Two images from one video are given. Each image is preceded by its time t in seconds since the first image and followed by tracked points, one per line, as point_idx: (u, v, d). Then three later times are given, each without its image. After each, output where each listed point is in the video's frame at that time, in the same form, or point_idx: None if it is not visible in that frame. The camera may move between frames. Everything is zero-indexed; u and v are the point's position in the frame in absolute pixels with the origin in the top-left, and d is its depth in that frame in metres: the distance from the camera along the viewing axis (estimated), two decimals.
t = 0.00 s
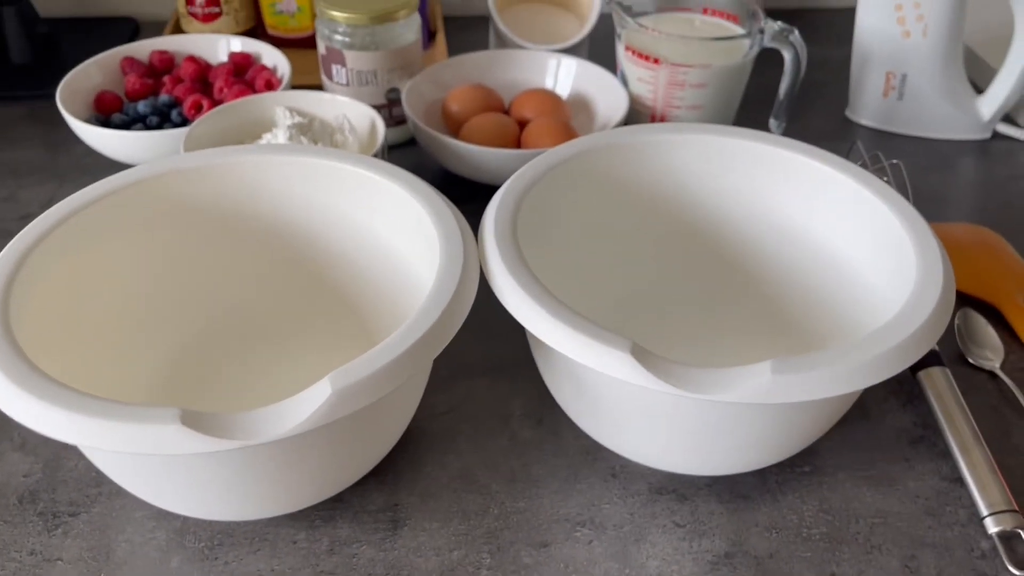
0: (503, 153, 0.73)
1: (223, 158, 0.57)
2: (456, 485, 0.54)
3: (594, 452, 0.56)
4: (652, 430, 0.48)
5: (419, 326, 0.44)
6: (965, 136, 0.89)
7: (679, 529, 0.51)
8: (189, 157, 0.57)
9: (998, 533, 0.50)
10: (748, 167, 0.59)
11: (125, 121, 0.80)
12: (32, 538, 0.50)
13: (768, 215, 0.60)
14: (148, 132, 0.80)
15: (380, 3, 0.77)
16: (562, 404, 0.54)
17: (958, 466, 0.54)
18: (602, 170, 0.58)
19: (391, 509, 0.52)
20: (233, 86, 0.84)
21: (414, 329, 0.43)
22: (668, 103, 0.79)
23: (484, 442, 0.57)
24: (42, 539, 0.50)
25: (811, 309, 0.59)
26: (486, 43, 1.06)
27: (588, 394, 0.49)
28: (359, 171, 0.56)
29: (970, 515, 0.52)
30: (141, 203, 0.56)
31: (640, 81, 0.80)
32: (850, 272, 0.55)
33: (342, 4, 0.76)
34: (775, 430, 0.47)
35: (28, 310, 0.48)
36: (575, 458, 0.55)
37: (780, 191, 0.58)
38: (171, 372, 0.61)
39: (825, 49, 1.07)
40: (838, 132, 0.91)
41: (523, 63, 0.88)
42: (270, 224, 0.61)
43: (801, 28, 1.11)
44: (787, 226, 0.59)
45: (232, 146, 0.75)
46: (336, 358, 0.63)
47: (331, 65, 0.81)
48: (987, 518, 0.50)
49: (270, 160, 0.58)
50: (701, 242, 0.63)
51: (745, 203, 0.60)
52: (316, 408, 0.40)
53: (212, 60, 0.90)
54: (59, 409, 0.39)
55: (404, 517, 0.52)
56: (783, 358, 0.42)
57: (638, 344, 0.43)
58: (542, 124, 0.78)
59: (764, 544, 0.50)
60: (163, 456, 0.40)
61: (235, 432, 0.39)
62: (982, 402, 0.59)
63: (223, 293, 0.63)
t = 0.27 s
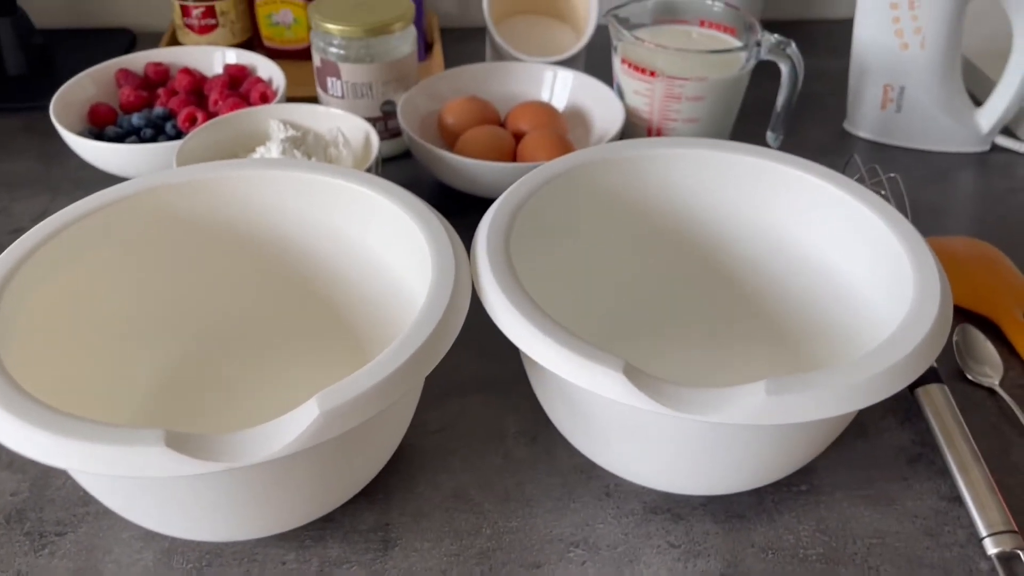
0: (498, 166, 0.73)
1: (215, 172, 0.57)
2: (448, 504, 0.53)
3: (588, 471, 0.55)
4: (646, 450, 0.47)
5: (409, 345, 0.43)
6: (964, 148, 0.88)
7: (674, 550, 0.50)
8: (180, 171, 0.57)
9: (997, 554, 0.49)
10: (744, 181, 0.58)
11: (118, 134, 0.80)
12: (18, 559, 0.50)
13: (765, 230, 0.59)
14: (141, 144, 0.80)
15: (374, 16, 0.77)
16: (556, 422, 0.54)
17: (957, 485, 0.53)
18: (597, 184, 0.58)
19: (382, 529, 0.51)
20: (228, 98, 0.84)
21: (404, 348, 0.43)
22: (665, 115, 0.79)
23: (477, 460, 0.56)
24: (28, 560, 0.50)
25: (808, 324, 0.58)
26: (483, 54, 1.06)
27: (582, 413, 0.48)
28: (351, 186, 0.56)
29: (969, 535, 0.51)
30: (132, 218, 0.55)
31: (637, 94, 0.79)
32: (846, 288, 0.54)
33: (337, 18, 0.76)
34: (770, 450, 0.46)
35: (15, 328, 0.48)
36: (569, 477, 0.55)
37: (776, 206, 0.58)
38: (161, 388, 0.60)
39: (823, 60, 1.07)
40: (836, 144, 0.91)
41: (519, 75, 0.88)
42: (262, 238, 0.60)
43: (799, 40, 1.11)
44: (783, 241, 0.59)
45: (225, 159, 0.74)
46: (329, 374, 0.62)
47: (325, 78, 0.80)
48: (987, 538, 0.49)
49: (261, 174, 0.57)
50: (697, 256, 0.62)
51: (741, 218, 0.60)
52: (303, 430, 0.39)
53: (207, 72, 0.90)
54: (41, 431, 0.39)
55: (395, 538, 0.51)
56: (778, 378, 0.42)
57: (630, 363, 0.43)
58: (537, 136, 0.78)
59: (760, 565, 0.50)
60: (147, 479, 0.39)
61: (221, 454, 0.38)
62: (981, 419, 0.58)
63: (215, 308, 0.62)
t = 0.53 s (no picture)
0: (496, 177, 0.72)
1: (209, 185, 0.56)
2: (443, 521, 0.52)
3: (585, 488, 0.54)
4: (645, 470, 0.46)
5: (402, 364, 0.42)
6: (965, 158, 0.88)
7: (673, 569, 0.50)
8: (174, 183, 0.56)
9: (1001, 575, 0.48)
10: (743, 194, 0.57)
11: (114, 143, 0.79)
12: None
13: (765, 243, 0.58)
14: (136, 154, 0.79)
15: (372, 25, 0.76)
16: (553, 439, 0.53)
17: (960, 502, 0.53)
18: (595, 197, 0.57)
19: (376, 547, 0.51)
20: (224, 107, 0.83)
21: (397, 367, 0.42)
22: (664, 125, 0.78)
23: (473, 477, 0.55)
24: None
25: (809, 338, 0.57)
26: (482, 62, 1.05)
27: (579, 429, 0.47)
28: (346, 198, 0.55)
29: (972, 554, 0.50)
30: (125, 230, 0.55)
31: (636, 103, 0.79)
32: (848, 302, 0.54)
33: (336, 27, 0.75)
34: (770, 469, 0.45)
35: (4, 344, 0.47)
36: (566, 494, 0.54)
37: (777, 219, 0.57)
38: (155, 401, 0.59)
39: (824, 68, 1.06)
40: (836, 154, 0.90)
41: (517, 84, 0.87)
42: (256, 250, 0.59)
43: (799, 48, 1.10)
44: (784, 254, 0.58)
45: (221, 170, 0.74)
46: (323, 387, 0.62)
47: (322, 87, 0.80)
48: (990, 558, 0.49)
49: (255, 187, 0.57)
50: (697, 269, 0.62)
51: (741, 231, 0.59)
52: (294, 451, 0.39)
53: (203, 81, 0.90)
54: (28, 452, 0.38)
55: (389, 556, 0.50)
56: (779, 398, 0.41)
57: (627, 382, 0.42)
58: (536, 147, 0.77)
59: None
60: (135, 501, 0.39)
61: (210, 476, 0.38)
62: (983, 435, 0.58)
63: (208, 320, 0.61)
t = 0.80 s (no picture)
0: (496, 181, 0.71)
1: (204, 190, 0.56)
2: (441, 534, 0.51)
3: (586, 499, 0.53)
4: (647, 482, 0.45)
5: (399, 375, 0.41)
6: (971, 162, 0.87)
7: None
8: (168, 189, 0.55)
9: None
10: (747, 200, 0.56)
11: (109, 147, 0.79)
12: None
13: (769, 250, 0.57)
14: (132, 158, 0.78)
15: (372, 26, 0.75)
16: (553, 450, 0.52)
17: (969, 515, 0.52)
18: (595, 203, 0.56)
19: (373, 560, 0.49)
20: (221, 111, 0.82)
21: (393, 378, 0.41)
22: (666, 129, 0.77)
23: (471, 488, 0.54)
24: None
25: (814, 346, 0.56)
26: (482, 64, 1.04)
27: (580, 440, 0.46)
28: (342, 204, 0.54)
29: (981, 568, 0.49)
30: (118, 236, 0.54)
31: (637, 107, 0.78)
32: (854, 310, 0.53)
33: (336, 28, 0.74)
34: (776, 483, 0.44)
35: None
36: (566, 506, 0.53)
37: (781, 225, 0.56)
38: (149, 409, 0.58)
39: (827, 71, 1.05)
40: (840, 158, 0.89)
41: (518, 87, 0.87)
42: (252, 256, 0.59)
43: (802, 50, 1.09)
44: (788, 260, 0.57)
45: (217, 174, 0.73)
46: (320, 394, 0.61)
47: (320, 90, 0.79)
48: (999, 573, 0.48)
49: (250, 192, 0.56)
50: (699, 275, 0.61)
51: (744, 237, 0.58)
52: (287, 466, 0.38)
53: (200, 83, 0.89)
54: (15, 466, 0.37)
55: (386, 569, 0.49)
56: (784, 411, 0.40)
57: (629, 395, 0.41)
58: (537, 151, 0.76)
59: None
60: (124, 516, 0.38)
61: (201, 491, 0.37)
62: (991, 445, 0.57)
63: (203, 328, 0.60)
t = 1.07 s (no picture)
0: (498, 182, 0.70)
1: (202, 190, 0.55)
2: (441, 541, 0.50)
3: (589, 506, 0.52)
4: (652, 490, 0.44)
5: (398, 381, 0.40)
6: (978, 163, 0.86)
7: None
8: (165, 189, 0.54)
9: None
10: (753, 201, 0.55)
11: (106, 146, 0.78)
12: None
13: (775, 251, 0.57)
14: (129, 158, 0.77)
15: (371, 25, 0.74)
16: (556, 456, 0.51)
17: (979, 523, 0.51)
18: (599, 204, 0.55)
19: (372, 569, 0.49)
20: (220, 110, 0.81)
21: (393, 385, 0.40)
22: (670, 129, 0.76)
23: (472, 494, 0.53)
24: None
25: (821, 350, 0.55)
26: (483, 63, 1.03)
27: (583, 447, 0.45)
28: (341, 204, 0.53)
29: None
30: (115, 237, 0.53)
31: (641, 106, 0.77)
32: (863, 313, 0.52)
33: (334, 27, 0.73)
34: (783, 491, 0.43)
35: None
36: (568, 513, 0.52)
37: (787, 227, 0.55)
38: (145, 413, 0.58)
39: (832, 70, 1.04)
40: (845, 158, 0.88)
41: (519, 87, 0.86)
42: (249, 258, 0.58)
43: (806, 49, 1.08)
44: (794, 262, 0.56)
45: (215, 173, 0.72)
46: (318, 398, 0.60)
47: (320, 89, 0.78)
48: None
49: (248, 193, 0.55)
50: (704, 278, 0.60)
51: (750, 239, 0.57)
52: (283, 475, 0.37)
53: (199, 82, 0.88)
54: (5, 475, 0.36)
55: None
56: (793, 419, 0.39)
57: (634, 402, 0.40)
58: (539, 151, 0.75)
59: None
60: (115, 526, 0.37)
61: (195, 501, 0.36)
62: (1001, 452, 0.56)
63: (200, 330, 0.59)
